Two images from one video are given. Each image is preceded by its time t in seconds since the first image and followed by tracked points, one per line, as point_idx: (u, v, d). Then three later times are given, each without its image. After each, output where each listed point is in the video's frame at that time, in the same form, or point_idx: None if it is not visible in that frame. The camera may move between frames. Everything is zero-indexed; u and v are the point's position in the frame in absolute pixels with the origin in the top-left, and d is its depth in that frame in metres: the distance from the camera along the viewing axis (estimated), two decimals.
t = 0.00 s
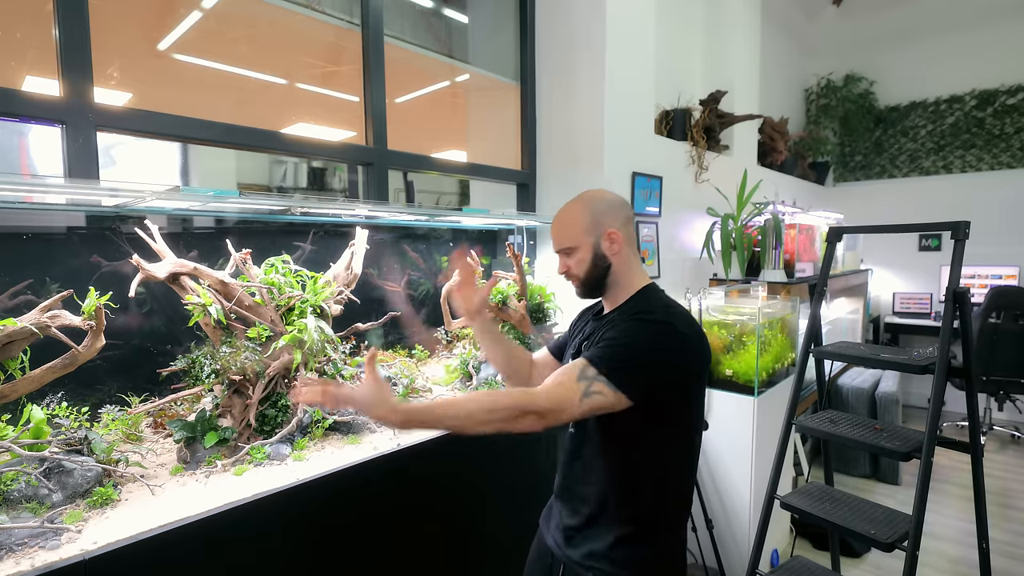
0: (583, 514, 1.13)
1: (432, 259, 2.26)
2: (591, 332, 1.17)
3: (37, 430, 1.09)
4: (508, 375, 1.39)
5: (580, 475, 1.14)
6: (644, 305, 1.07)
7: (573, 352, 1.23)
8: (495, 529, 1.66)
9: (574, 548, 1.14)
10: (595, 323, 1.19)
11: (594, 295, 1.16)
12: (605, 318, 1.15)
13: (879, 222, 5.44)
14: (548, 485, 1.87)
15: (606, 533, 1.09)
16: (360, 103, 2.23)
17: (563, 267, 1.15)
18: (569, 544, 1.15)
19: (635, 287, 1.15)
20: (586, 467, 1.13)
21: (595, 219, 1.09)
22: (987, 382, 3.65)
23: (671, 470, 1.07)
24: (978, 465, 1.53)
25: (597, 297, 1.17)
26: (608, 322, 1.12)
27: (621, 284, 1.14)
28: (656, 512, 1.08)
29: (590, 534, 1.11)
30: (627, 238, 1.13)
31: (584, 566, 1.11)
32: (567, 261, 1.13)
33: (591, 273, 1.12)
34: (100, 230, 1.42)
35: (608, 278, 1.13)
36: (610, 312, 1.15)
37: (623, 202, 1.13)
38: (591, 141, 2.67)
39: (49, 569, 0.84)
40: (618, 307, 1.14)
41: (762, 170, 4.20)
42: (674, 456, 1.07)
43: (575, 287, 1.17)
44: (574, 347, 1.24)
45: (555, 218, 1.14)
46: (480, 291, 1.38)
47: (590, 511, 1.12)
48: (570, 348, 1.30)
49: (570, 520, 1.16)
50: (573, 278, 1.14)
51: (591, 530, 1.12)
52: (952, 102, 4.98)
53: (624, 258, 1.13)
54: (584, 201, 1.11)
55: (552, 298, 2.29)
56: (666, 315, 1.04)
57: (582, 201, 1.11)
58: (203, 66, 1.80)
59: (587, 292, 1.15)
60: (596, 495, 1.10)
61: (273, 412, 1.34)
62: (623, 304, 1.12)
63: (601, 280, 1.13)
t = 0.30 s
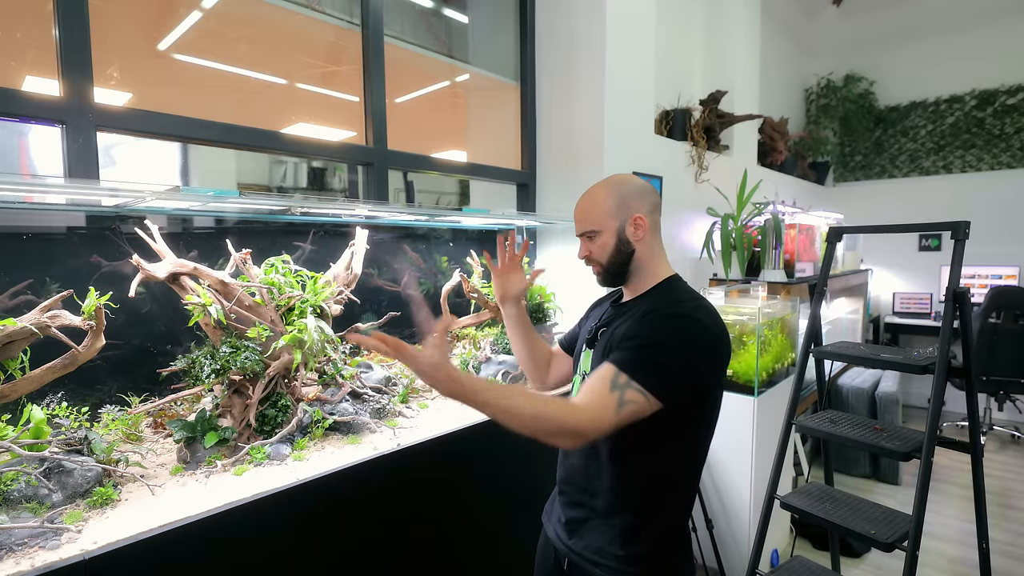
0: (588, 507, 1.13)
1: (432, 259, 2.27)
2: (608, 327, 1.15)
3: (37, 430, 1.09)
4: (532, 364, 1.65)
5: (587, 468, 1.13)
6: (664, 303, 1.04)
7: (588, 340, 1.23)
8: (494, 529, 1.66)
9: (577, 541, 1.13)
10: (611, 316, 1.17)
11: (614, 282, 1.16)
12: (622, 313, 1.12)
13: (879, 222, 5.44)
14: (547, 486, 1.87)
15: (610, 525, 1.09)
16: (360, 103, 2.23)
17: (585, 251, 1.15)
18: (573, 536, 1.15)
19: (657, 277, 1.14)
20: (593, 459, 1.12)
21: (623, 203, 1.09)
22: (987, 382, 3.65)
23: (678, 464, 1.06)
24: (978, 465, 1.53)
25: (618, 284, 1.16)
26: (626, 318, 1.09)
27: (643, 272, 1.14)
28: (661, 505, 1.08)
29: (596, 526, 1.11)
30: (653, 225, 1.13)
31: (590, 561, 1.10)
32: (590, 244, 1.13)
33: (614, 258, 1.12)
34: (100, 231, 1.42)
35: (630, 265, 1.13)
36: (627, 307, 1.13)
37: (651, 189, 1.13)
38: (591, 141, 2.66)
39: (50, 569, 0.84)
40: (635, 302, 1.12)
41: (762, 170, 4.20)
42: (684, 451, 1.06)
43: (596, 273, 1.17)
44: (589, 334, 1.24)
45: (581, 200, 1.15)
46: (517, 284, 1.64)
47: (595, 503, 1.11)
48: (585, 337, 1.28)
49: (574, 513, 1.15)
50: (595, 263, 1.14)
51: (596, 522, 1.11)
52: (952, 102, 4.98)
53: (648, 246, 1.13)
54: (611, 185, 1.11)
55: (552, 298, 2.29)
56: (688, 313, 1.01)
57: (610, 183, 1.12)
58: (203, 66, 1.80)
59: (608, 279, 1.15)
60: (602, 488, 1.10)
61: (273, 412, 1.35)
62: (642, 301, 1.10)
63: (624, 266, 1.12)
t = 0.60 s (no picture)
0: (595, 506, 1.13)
1: (432, 259, 2.26)
2: (603, 327, 1.12)
3: (37, 430, 1.09)
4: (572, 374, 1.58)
5: (592, 469, 1.12)
6: (664, 307, 1.01)
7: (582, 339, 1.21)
8: (494, 530, 1.66)
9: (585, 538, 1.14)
10: (605, 315, 1.14)
11: (606, 272, 1.15)
12: (617, 314, 1.10)
13: (879, 222, 5.44)
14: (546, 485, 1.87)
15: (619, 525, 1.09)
16: (360, 103, 2.23)
17: (579, 237, 1.13)
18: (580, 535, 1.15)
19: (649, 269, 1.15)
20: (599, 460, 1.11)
21: (621, 192, 1.10)
22: (987, 382, 3.65)
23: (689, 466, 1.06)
24: (978, 465, 1.53)
25: (608, 274, 1.16)
26: (624, 321, 1.06)
27: (636, 262, 1.14)
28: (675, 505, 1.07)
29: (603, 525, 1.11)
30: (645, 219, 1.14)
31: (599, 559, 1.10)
32: (585, 230, 1.12)
33: (609, 247, 1.11)
34: (100, 231, 1.41)
35: (623, 256, 1.13)
36: (622, 307, 1.10)
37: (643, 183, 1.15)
38: (591, 141, 2.66)
39: (49, 569, 0.84)
40: (629, 301, 1.09)
41: (762, 170, 4.20)
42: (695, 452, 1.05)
43: (587, 261, 1.15)
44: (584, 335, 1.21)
45: (574, 187, 1.14)
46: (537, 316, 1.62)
47: (602, 503, 1.11)
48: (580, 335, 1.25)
49: (580, 511, 1.16)
50: (588, 249, 1.13)
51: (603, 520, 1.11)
52: (952, 102, 4.98)
53: (640, 238, 1.14)
54: (610, 173, 1.12)
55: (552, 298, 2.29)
56: (688, 316, 0.98)
57: (606, 173, 1.12)
58: (203, 66, 1.80)
59: (597, 268, 1.14)
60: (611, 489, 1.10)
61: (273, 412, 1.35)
62: (637, 302, 1.07)
63: (618, 255, 1.12)
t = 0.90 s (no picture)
0: (608, 508, 1.10)
1: (432, 259, 2.26)
2: (601, 325, 1.12)
3: (37, 430, 1.09)
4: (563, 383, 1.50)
5: (602, 469, 1.11)
6: (659, 297, 1.03)
7: (577, 340, 1.20)
8: (494, 530, 1.66)
9: (598, 540, 1.11)
10: (600, 313, 1.14)
11: (613, 262, 1.12)
12: (613, 311, 1.10)
13: (879, 222, 5.44)
14: (546, 484, 1.87)
15: (637, 526, 1.06)
16: (360, 103, 2.23)
17: (590, 224, 1.09)
18: (594, 538, 1.12)
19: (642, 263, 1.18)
20: (610, 459, 1.10)
21: (621, 184, 1.14)
22: (987, 382, 3.66)
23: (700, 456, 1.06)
24: (978, 465, 1.53)
25: (613, 266, 1.13)
26: (622, 316, 1.07)
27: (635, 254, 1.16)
28: (690, 498, 1.07)
29: (619, 526, 1.09)
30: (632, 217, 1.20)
31: (615, 558, 1.08)
32: (598, 216, 1.09)
33: (620, 234, 1.10)
34: (100, 231, 1.41)
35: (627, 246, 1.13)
36: (617, 303, 1.11)
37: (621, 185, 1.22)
38: (591, 141, 2.66)
39: (50, 569, 0.85)
40: (624, 297, 1.10)
41: (762, 170, 4.20)
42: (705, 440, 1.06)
43: (595, 251, 1.10)
44: (578, 334, 1.21)
45: (574, 177, 1.12)
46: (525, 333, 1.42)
47: (616, 504, 1.09)
48: (573, 337, 1.25)
49: (591, 513, 1.13)
50: (602, 236, 1.09)
51: (618, 520, 1.09)
52: (952, 102, 4.98)
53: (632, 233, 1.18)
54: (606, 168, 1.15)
55: (552, 298, 2.29)
56: (684, 303, 1.00)
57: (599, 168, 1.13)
58: (203, 66, 1.80)
59: (609, 256, 1.10)
60: (626, 488, 1.08)
61: (273, 412, 1.35)
62: (631, 297, 1.08)
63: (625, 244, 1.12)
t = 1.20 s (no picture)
0: (619, 508, 1.09)
1: (432, 259, 2.26)
2: (612, 324, 1.11)
3: (37, 430, 1.09)
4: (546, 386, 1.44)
5: (614, 470, 1.09)
6: (674, 293, 1.05)
7: (582, 341, 1.17)
8: (492, 524, 1.65)
9: (610, 542, 1.10)
10: (606, 312, 1.13)
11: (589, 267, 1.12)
12: (623, 308, 1.10)
13: (879, 222, 5.44)
14: (546, 484, 1.87)
15: (651, 522, 1.07)
16: (360, 103, 2.23)
17: (561, 232, 1.09)
18: (605, 540, 1.10)
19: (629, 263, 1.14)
20: (623, 458, 1.09)
21: (603, 185, 1.09)
22: (987, 382, 3.66)
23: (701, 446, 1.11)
24: (978, 465, 1.53)
25: (591, 270, 1.12)
26: (635, 314, 1.07)
27: (617, 256, 1.13)
28: (695, 489, 1.10)
29: (631, 526, 1.08)
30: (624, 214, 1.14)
31: (629, 560, 1.07)
32: (568, 225, 1.08)
33: (593, 241, 1.08)
34: (100, 231, 1.41)
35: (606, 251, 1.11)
36: (626, 301, 1.10)
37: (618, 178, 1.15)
38: (591, 141, 2.66)
39: (49, 569, 0.85)
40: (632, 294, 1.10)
41: (762, 170, 4.20)
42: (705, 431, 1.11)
43: (568, 257, 1.11)
44: (579, 334, 1.18)
45: (553, 181, 1.10)
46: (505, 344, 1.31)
47: (628, 503, 1.08)
48: (572, 337, 1.21)
49: (599, 516, 1.12)
50: (572, 245, 1.09)
51: (631, 519, 1.08)
52: (952, 102, 4.97)
53: (620, 233, 1.13)
54: (590, 168, 1.10)
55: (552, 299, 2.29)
56: (699, 298, 1.03)
57: (584, 168, 1.10)
58: (203, 66, 1.80)
59: (583, 263, 1.10)
60: (639, 486, 1.08)
61: (273, 412, 1.35)
62: (643, 294, 1.09)
63: (601, 249, 1.10)
